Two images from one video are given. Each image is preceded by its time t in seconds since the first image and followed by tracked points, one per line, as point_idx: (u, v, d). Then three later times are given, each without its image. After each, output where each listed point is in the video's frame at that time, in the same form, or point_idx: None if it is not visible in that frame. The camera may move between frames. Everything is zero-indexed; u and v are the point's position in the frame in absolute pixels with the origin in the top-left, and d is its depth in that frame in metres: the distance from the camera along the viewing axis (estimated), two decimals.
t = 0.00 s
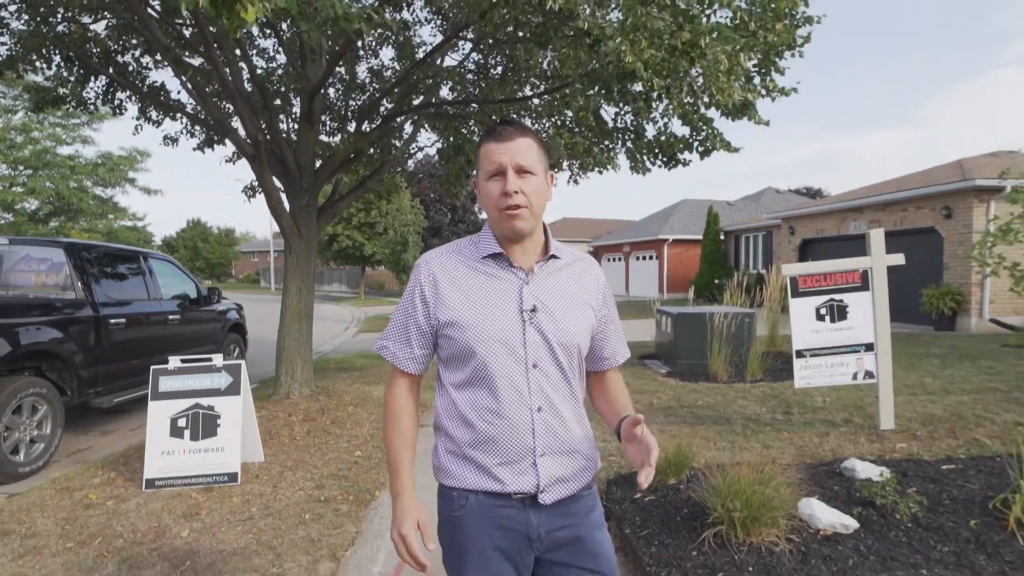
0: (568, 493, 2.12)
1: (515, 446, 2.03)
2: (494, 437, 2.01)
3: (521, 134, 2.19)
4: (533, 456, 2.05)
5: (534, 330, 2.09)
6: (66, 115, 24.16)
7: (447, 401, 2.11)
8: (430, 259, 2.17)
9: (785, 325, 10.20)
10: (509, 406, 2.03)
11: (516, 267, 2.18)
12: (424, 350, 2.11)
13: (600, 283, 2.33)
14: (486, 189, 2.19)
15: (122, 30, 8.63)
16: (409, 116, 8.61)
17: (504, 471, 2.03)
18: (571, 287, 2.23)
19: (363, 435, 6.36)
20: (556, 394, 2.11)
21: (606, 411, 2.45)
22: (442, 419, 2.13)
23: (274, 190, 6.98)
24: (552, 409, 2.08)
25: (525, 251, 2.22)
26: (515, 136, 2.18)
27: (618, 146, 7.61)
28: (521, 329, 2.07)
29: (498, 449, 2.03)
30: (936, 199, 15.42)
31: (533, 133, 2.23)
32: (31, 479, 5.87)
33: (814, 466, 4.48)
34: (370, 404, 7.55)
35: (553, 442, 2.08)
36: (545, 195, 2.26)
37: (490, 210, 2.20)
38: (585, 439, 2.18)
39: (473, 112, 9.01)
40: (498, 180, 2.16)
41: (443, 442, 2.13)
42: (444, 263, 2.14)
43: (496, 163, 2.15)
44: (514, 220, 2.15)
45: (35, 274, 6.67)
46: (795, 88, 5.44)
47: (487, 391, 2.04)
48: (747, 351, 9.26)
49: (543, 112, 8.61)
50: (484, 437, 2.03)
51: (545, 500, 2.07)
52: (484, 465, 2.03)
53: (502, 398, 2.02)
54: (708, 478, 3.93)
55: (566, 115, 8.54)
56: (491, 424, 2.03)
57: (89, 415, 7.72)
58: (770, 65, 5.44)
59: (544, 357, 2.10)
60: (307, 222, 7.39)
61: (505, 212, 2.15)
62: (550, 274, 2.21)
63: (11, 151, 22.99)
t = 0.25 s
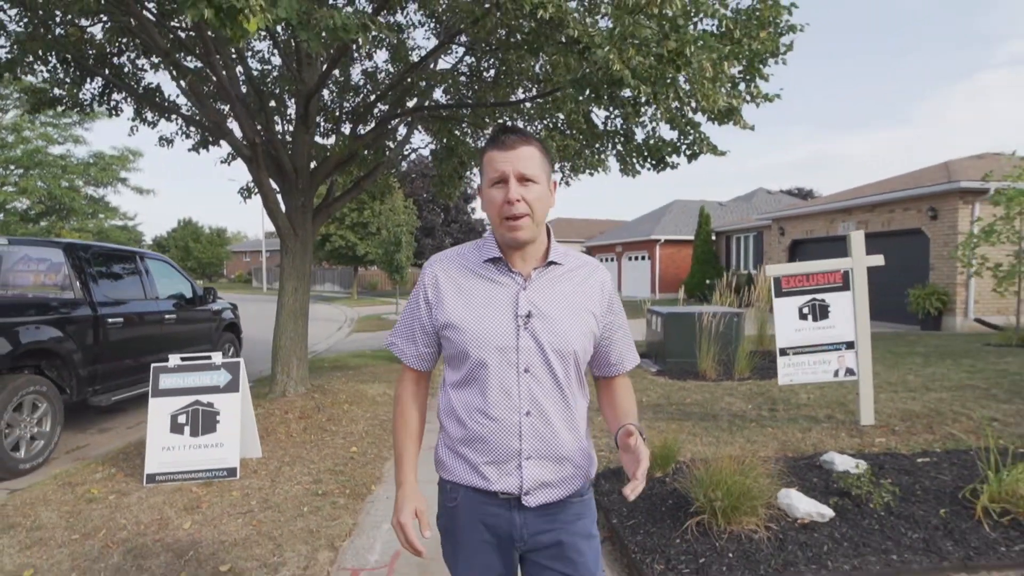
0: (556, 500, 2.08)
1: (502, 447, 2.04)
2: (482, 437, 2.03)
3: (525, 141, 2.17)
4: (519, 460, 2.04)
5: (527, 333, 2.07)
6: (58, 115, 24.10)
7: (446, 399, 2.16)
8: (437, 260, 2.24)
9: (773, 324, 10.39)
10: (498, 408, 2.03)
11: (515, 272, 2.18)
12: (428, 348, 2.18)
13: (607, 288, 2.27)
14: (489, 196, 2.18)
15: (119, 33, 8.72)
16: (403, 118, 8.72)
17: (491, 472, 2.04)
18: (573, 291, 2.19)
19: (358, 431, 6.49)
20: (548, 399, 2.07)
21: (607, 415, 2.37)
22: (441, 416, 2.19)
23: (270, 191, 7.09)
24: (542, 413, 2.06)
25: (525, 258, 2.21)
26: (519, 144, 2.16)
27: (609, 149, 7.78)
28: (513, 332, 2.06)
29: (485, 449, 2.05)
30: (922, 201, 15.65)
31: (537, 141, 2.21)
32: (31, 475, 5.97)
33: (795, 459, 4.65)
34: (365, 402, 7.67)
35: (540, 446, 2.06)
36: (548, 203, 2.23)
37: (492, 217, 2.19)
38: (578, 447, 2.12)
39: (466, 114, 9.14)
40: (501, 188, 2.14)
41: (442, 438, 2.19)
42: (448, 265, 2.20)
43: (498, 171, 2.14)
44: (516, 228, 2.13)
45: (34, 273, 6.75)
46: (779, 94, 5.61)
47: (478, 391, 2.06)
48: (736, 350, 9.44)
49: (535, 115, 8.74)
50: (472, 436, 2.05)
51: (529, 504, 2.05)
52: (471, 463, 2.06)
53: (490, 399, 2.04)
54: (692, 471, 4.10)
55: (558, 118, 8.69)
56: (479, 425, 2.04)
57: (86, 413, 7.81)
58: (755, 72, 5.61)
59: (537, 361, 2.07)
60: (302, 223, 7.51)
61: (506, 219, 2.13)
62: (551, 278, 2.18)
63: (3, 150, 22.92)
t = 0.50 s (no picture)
0: (560, 506, 2.09)
1: (506, 450, 2.07)
2: (486, 439, 2.07)
3: (539, 144, 2.18)
4: (522, 463, 2.06)
5: (533, 338, 2.09)
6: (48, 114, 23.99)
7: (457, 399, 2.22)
8: (453, 261, 2.30)
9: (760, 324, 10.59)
10: (502, 411, 2.07)
11: (524, 275, 2.20)
12: (441, 348, 2.24)
13: (621, 293, 2.22)
14: (502, 196, 2.19)
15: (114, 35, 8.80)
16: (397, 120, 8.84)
17: (495, 474, 2.08)
18: (583, 296, 2.16)
19: (353, 428, 6.61)
20: (553, 404, 2.07)
21: (621, 424, 2.31)
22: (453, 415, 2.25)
23: (265, 193, 7.20)
24: (546, 418, 2.07)
25: (536, 259, 2.22)
26: (533, 146, 2.17)
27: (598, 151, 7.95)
28: (518, 336, 2.09)
29: (490, 450, 2.09)
30: (908, 203, 15.91)
31: (551, 143, 2.21)
32: (30, 472, 6.07)
33: (776, 453, 4.82)
34: (359, 400, 7.79)
35: (545, 451, 2.07)
36: (561, 205, 2.23)
37: (504, 218, 2.20)
38: (585, 455, 2.10)
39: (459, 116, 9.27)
40: (514, 189, 2.15)
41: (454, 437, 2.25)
42: (462, 266, 2.25)
43: (512, 171, 2.14)
44: (528, 229, 2.14)
45: (32, 274, 6.84)
46: (762, 100, 5.79)
47: (485, 393, 2.10)
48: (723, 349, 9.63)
49: (526, 117, 8.88)
50: (479, 437, 2.10)
51: (532, 508, 2.07)
52: (478, 463, 2.11)
53: (495, 402, 2.08)
54: (675, 464, 4.26)
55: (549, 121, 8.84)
56: (485, 426, 2.09)
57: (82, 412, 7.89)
58: (739, 79, 5.79)
59: (542, 365, 2.08)
60: (296, 225, 7.62)
61: (519, 220, 2.13)
62: (560, 282, 2.17)
63: None
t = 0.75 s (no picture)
0: (578, 502, 2.06)
1: (521, 446, 2.04)
2: (501, 436, 2.05)
3: (550, 139, 2.17)
4: (538, 459, 2.03)
5: (545, 333, 2.06)
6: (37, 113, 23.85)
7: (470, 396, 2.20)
8: (464, 259, 2.28)
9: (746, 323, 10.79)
10: (516, 408, 2.04)
11: (535, 271, 2.17)
12: (454, 345, 2.23)
13: (634, 285, 2.18)
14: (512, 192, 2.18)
15: (107, 37, 8.85)
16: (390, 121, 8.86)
17: (511, 471, 2.05)
18: (595, 290, 2.12)
19: (346, 426, 6.73)
20: (567, 399, 2.04)
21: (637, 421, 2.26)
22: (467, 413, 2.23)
23: (258, 194, 7.31)
24: (561, 414, 2.03)
25: (547, 255, 2.20)
26: (543, 142, 2.16)
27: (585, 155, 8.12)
28: (530, 331, 2.06)
29: (506, 447, 2.07)
30: (892, 204, 16.20)
31: (562, 139, 2.21)
32: (26, 470, 6.14)
33: (757, 448, 4.99)
34: (352, 399, 7.90)
35: (560, 447, 2.03)
36: (572, 202, 2.22)
37: (514, 214, 2.19)
38: (602, 450, 2.06)
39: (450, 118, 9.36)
40: (524, 184, 2.14)
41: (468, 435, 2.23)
42: (473, 264, 2.23)
43: (522, 167, 2.14)
44: (539, 225, 2.13)
45: (27, 274, 6.91)
46: (745, 106, 5.96)
47: (499, 389, 2.07)
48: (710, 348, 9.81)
49: (517, 120, 9.02)
50: (493, 434, 2.08)
51: (550, 505, 2.04)
52: (494, 461, 2.09)
53: (508, 398, 2.05)
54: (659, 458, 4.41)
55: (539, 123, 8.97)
56: (499, 423, 2.07)
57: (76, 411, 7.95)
58: (723, 85, 5.96)
59: (556, 360, 2.05)
60: (290, 226, 7.74)
61: (529, 216, 2.13)
62: (573, 277, 2.14)
63: None
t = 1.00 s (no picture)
0: (574, 497, 2.11)
1: (519, 445, 2.08)
2: (498, 434, 2.10)
3: (546, 144, 2.21)
4: (536, 457, 2.08)
5: (541, 334, 2.11)
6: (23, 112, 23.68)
7: (466, 395, 2.24)
8: (459, 261, 2.32)
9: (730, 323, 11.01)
10: (514, 406, 2.08)
11: (530, 272, 2.22)
12: (449, 345, 2.27)
13: (627, 287, 2.25)
14: (508, 196, 2.22)
15: (98, 38, 8.89)
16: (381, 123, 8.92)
17: (508, 468, 2.09)
18: (589, 291, 2.18)
19: (337, 424, 6.83)
20: (563, 397, 2.10)
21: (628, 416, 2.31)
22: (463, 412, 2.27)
23: (251, 194, 7.40)
24: (558, 412, 2.08)
25: (542, 257, 2.25)
26: (540, 147, 2.20)
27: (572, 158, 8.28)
28: (527, 332, 2.11)
29: (504, 445, 2.11)
30: (875, 206, 16.50)
31: (558, 144, 2.25)
32: (19, 468, 6.21)
33: (737, 443, 5.16)
34: (342, 398, 8.00)
35: (557, 444, 2.08)
36: (566, 205, 2.27)
37: (510, 217, 2.23)
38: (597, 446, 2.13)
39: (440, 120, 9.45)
40: (521, 188, 2.18)
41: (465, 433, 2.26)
42: (468, 265, 2.27)
43: (520, 172, 2.18)
44: (535, 229, 2.17)
45: (19, 274, 6.96)
46: (726, 112, 6.15)
47: (496, 389, 2.11)
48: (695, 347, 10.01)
49: (506, 123, 9.16)
50: (491, 433, 2.12)
51: (548, 500, 2.09)
52: (492, 459, 2.12)
53: (506, 397, 2.09)
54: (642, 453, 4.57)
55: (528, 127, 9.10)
56: (497, 422, 2.11)
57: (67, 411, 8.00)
58: (706, 91, 6.14)
59: (551, 360, 2.10)
60: (281, 226, 7.82)
61: (525, 220, 2.17)
62: (567, 278, 2.19)
63: None
